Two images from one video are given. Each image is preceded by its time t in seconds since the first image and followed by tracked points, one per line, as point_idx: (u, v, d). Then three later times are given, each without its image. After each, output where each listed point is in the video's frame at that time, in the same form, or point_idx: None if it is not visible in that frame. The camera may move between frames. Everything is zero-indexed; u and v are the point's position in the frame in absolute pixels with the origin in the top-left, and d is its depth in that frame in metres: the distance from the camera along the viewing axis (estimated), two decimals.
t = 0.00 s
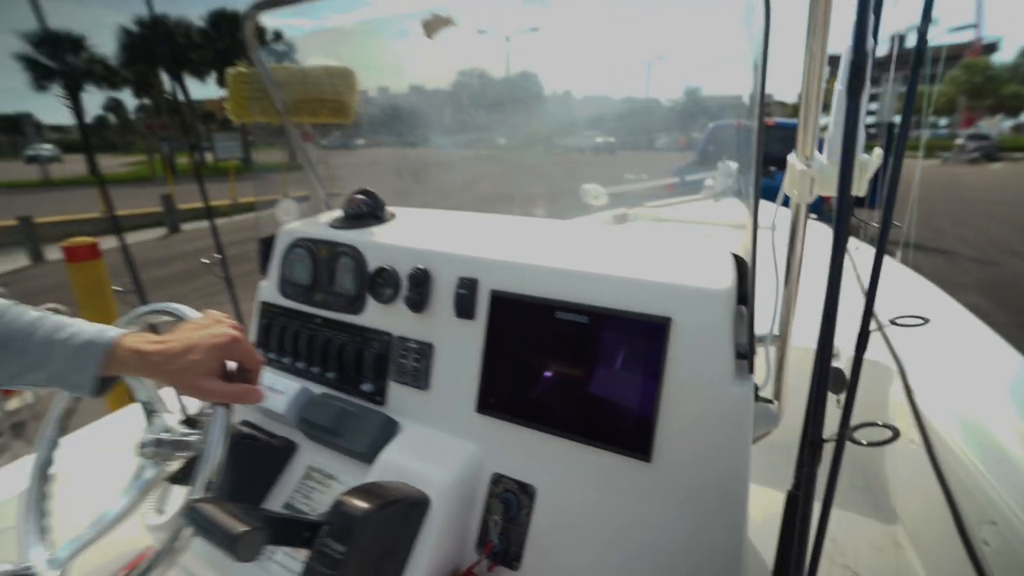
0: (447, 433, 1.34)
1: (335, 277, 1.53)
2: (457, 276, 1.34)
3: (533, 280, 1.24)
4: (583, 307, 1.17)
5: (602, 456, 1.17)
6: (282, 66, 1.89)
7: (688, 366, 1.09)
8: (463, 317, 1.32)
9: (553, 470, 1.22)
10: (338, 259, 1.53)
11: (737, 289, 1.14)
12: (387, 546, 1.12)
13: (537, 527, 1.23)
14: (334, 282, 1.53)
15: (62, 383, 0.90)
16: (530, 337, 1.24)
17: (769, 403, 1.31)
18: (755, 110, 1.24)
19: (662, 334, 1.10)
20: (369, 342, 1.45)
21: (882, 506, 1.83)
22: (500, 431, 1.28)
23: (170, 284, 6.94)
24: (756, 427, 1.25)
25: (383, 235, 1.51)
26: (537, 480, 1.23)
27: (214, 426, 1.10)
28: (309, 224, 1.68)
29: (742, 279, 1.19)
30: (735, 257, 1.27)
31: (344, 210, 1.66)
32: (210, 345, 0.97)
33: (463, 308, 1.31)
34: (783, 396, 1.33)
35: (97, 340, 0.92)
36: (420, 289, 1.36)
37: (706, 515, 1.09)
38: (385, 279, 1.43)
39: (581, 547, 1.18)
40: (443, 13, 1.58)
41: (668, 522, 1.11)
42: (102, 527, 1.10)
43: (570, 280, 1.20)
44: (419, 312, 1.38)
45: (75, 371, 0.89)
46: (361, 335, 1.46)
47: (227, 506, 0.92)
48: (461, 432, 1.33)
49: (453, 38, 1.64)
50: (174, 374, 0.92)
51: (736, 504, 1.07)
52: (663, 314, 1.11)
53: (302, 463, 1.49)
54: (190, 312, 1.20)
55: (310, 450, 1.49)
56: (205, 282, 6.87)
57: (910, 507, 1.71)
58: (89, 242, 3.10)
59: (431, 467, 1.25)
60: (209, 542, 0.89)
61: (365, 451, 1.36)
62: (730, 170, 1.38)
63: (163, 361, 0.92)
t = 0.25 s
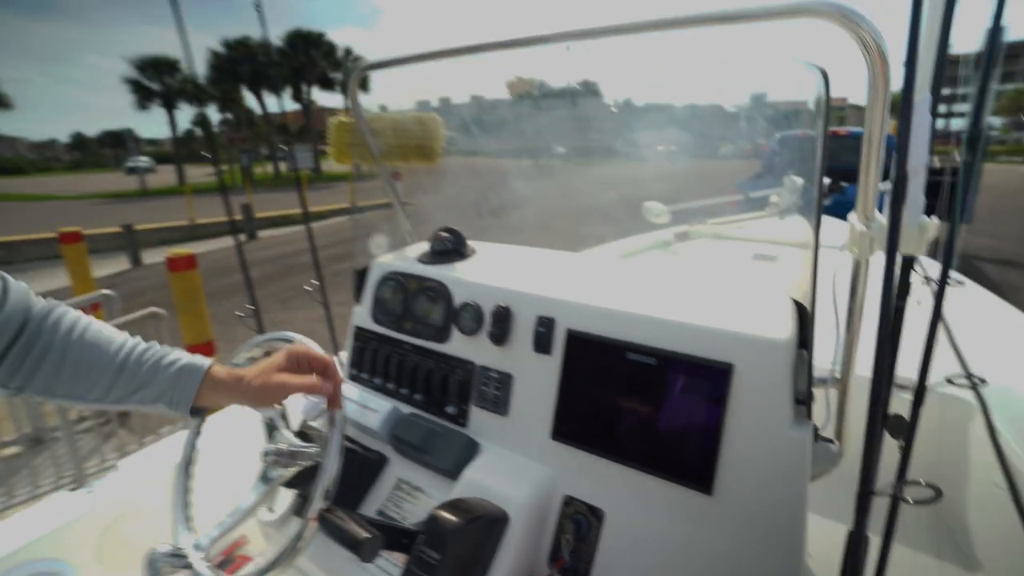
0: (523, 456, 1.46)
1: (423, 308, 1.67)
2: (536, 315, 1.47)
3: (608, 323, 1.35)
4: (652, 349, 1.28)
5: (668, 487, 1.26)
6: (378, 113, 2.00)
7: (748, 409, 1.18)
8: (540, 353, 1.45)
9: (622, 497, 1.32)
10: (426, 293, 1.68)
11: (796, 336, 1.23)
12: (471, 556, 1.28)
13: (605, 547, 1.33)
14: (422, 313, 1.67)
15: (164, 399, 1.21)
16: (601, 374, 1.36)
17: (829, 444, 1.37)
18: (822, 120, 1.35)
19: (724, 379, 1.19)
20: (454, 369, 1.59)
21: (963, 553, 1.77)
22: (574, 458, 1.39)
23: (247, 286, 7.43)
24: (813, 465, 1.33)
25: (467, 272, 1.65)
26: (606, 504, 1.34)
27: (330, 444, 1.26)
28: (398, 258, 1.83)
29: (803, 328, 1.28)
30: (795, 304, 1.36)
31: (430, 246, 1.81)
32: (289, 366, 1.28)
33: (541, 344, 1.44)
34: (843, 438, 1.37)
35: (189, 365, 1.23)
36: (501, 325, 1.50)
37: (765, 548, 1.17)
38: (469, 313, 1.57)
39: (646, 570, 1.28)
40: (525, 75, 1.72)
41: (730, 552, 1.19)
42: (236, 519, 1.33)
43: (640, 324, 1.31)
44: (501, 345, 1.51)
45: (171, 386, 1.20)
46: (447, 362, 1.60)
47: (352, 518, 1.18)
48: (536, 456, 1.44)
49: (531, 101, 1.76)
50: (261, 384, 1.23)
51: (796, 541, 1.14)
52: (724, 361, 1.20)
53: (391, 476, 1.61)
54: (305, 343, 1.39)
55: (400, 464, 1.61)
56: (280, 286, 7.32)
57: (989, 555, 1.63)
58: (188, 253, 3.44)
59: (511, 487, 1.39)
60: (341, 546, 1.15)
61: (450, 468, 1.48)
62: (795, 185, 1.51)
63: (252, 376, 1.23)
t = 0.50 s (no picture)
0: (603, 482, 1.54)
1: (512, 342, 1.79)
2: (618, 353, 1.57)
3: (687, 364, 1.43)
4: (728, 392, 1.35)
5: (744, 523, 1.31)
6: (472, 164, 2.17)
7: (822, 455, 1.23)
8: (622, 389, 1.54)
9: (698, 528, 1.37)
10: (515, 327, 1.80)
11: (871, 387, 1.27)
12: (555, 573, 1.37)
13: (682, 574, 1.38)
14: (511, 346, 1.79)
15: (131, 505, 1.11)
16: (677, 412, 1.43)
17: (908, 490, 1.38)
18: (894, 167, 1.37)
19: (799, 425, 1.25)
20: (540, 399, 1.69)
21: None
22: (653, 488, 1.46)
23: (328, 296, 7.91)
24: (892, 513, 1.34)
25: (553, 309, 1.77)
26: (682, 534, 1.39)
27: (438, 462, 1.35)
28: (488, 293, 1.98)
29: (878, 379, 1.32)
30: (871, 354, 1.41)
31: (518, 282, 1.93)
32: (232, 494, 1.11)
33: (622, 382, 1.54)
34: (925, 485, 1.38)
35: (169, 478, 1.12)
36: (586, 361, 1.60)
37: None
38: (555, 348, 1.68)
39: None
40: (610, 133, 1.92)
41: None
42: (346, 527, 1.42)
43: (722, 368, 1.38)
44: (584, 380, 1.61)
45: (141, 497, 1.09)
46: (534, 392, 1.70)
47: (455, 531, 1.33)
48: (615, 484, 1.52)
49: (616, 156, 1.95)
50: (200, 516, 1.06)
51: None
52: (798, 408, 1.26)
53: (481, 492, 1.71)
54: (405, 366, 1.49)
55: (488, 482, 1.71)
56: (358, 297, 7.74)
57: None
58: (283, 270, 3.70)
59: (592, 510, 1.47)
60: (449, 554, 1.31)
61: (537, 489, 1.58)
62: (876, 206, 1.48)
63: (198, 502, 1.08)
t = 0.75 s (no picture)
0: (679, 489, 1.58)
1: (596, 352, 1.85)
2: (699, 370, 1.60)
3: (768, 386, 1.45)
4: (807, 415, 1.38)
5: (818, 540, 1.32)
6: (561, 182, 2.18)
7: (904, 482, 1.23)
8: (703, 406, 1.57)
9: (773, 541, 1.39)
10: (600, 339, 1.86)
11: (959, 418, 1.26)
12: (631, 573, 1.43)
13: None
14: (595, 357, 1.85)
15: (211, 495, 1.41)
16: (754, 429, 1.47)
17: (1002, 525, 1.35)
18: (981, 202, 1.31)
19: (880, 452, 1.25)
20: (622, 408, 1.75)
21: None
22: (730, 500, 1.49)
23: (405, 291, 8.25)
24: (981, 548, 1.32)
25: (635, 324, 1.83)
26: (756, 545, 1.42)
27: (529, 468, 1.44)
28: (573, 305, 2.05)
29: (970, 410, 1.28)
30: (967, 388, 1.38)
31: (602, 296, 1.98)
32: (292, 490, 1.42)
33: (702, 398, 1.57)
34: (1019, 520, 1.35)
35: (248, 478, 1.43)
36: (667, 376, 1.65)
37: None
38: (637, 362, 1.73)
39: None
40: (696, 164, 1.94)
41: None
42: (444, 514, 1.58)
43: (809, 394, 1.39)
44: (665, 394, 1.65)
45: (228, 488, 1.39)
46: (616, 401, 1.76)
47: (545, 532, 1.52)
48: (692, 492, 1.56)
49: (701, 179, 1.98)
50: (269, 508, 1.36)
51: None
52: (880, 435, 1.26)
53: (563, 492, 1.77)
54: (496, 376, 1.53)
55: (569, 482, 1.77)
56: (433, 292, 8.03)
57: None
58: (369, 268, 3.87)
59: (668, 516, 1.53)
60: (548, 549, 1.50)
61: (617, 493, 1.64)
62: (977, 211, 1.31)
63: (266, 500, 1.38)
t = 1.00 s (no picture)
0: (740, 502, 1.59)
1: (660, 363, 1.88)
2: (764, 386, 1.60)
3: (836, 406, 1.44)
4: (876, 437, 1.36)
5: (885, 564, 1.30)
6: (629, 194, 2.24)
7: (978, 511, 1.19)
8: (767, 422, 1.57)
9: (836, 561, 1.38)
10: (663, 351, 1.88)
11: None
12: None
13: None
14: (659, 367, 1.88)
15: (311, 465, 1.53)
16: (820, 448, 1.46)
17: None
18: None
19: (955, 481, 1.23)
20: (684, 418, 1.76)
21: None
22: (792, 517, 1.49)
23: (461, 288, 8.41)
24: None
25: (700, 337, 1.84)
26: (819, 563, 1.41)
27: (595, 470, 1.44)
28: (637, 315, 2.08)
29: None
30: None
31: (667, 308, 2.00)
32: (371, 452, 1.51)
33: (766, 413, 1.57)
34: None
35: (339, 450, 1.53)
36: (731, 391, 1.66)
37: None
38: (700, 374, 1.74)
39: None
40: (767, 183, 1.97)
41: None
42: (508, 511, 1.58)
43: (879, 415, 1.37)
44: (728, 407, 1.66)
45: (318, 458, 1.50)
46: (679, 412, 1.78)
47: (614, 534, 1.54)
48: (753, 505, 1.57)
49: (771, 198, 1.99)
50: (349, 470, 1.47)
51: None
52: (955, 463, 1.23)
53: (623, 497, 1.80)
54: (565, 381, 1.53)
55: (631, 487, 1.80)
56: (487, 290, 8.14)
57: None
58: (429, 266, 3.93)
59: (728, 528, 1.54)
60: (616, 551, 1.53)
61: (678, 501, 1.66)
62: None
63: (346, 462, 1.48)
